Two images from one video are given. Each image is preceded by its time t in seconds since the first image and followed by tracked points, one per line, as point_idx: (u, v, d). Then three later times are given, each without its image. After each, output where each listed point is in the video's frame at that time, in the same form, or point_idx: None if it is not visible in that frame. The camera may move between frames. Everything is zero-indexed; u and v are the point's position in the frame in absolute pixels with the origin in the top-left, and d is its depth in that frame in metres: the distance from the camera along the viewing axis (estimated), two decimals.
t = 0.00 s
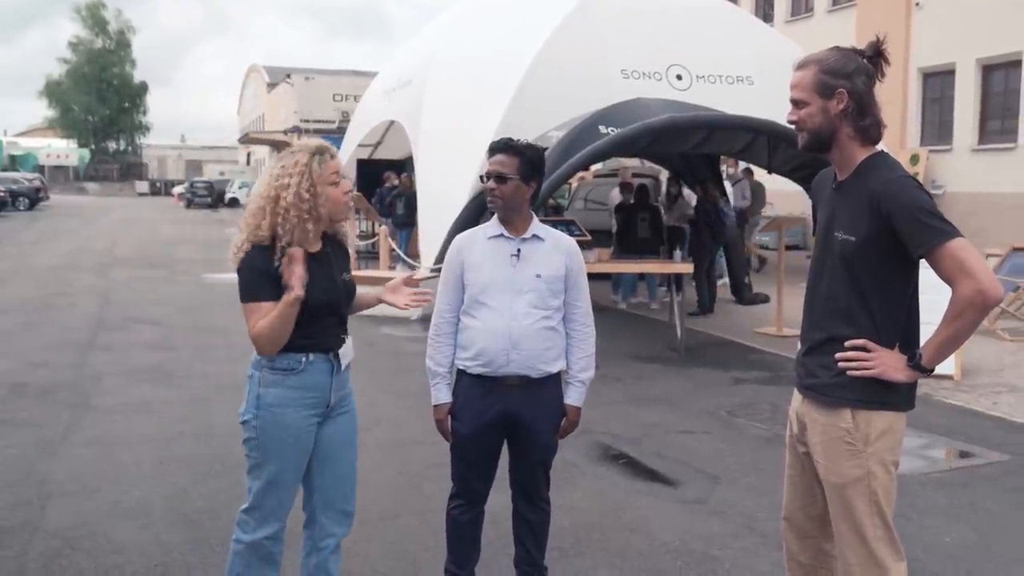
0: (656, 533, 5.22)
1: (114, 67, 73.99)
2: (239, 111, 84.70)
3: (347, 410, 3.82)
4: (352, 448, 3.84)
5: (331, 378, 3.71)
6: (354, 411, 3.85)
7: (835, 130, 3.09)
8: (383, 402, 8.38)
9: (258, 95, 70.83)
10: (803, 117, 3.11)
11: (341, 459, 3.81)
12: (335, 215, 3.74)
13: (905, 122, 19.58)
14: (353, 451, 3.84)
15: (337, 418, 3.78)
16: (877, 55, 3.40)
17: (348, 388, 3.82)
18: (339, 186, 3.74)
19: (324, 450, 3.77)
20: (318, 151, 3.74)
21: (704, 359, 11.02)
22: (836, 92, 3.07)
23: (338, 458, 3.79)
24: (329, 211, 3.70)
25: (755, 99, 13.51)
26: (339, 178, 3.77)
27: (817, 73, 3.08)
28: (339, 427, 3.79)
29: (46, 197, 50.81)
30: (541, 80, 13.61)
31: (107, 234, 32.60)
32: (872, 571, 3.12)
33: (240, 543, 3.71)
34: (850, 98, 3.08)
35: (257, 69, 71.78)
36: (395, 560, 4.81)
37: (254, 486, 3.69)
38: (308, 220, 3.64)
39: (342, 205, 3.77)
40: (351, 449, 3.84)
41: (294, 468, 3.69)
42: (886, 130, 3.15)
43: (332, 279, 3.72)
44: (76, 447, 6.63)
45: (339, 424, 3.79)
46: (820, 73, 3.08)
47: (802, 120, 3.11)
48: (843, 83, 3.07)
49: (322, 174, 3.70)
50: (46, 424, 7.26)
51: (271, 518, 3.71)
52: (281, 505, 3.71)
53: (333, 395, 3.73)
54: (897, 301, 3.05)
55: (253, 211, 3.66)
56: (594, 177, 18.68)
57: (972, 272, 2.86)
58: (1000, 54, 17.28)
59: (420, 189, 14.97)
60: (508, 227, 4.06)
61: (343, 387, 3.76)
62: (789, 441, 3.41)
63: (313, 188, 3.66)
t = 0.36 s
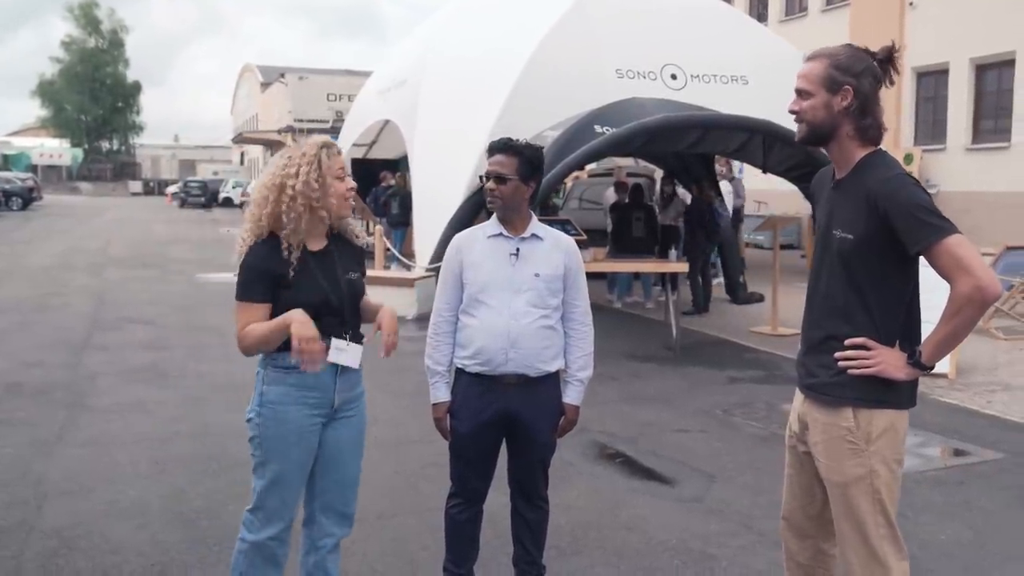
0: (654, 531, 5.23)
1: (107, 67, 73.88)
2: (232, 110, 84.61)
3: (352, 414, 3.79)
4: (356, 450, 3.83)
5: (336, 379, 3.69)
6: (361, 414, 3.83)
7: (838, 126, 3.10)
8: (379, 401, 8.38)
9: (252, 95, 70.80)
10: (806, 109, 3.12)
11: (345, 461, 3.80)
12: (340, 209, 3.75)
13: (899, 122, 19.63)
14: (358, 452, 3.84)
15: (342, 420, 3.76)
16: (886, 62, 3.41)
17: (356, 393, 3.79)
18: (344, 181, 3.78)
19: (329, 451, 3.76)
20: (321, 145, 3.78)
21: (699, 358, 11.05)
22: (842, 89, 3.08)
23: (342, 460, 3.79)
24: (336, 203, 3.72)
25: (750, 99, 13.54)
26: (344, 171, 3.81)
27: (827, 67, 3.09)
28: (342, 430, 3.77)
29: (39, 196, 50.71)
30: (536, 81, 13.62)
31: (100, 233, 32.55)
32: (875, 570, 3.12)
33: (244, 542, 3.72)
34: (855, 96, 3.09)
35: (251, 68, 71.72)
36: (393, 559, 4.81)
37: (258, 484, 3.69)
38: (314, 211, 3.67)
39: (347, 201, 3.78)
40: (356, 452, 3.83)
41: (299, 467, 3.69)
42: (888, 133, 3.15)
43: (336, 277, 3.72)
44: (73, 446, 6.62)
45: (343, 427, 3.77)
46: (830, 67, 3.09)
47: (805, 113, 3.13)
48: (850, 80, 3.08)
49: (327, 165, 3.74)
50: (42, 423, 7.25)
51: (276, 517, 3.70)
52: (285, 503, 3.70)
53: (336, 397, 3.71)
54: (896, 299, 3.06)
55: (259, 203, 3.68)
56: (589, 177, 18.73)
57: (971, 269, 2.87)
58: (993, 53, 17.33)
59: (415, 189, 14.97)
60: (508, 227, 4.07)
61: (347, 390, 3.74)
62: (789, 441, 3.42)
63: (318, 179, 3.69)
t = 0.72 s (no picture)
0: (652, 530, 5.24)
1: (101, 66, 73.76)
2: (227, 109, 84.46)
3: (356, 413, 3.80)
4: (360, 449, 3.84)
5: (338, 378, 3.70)
6: (364, 413, 3.84)
7: (839, 129, 3.11)
8: (376, 401, 8.38)
9: (246, 95, 70.66)
10: (807, 117, 3.13)
11: (348, 461, 3.81)
12: (348, 216, 3.75)
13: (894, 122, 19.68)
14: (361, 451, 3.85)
15: (345, 419, 3.77)
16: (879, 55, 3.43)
17: (359, 392, 3.80)
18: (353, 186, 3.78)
19: (334, 450, 3.77)
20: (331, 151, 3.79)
21: (695, 357, 11.06)
22: (841, 91, 3.09)
23: (345, 459, 3.79)
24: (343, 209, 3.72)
25: (745, 99, 13.56)
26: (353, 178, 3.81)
27: (821, 73, 3.11)
28: (345, 430, 3.78)
29: (33, 195, 50.56)
30: (532, 80, 13.64)
31: (94, 233, 32.48)
32: (875, 570, 3.13)
33: (258, 546, 3.69)
34: (855, 97, 3.09)
35: (245, 67, 71.63)
36: (392, 558, 4.81)
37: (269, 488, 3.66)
38: (322, 218, 3.67)
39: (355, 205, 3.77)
40: (360, 450, 3.84)
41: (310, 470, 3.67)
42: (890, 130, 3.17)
43: (338, 282, 3.72)
44: (69, 446, 6.60)
45: (347, 426, 3.78)
46: (825, 72, 3.10)
47: (806, 120, 3.14)
48: (847, 82, 3.08)
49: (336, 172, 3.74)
50: (39, 423, 7.24)
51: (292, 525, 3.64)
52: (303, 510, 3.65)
53: (341, 397, 3.72)
54: (899, 298, 3.07)
55: (266, 206, 3.67)
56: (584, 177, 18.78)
57: (975, 269, 2.88)
58: (987, 54, 17.39)
59: (412, 190, 14.91)
60: (507, 226, 4.07)
61: (351, 389, 3.74)
62: (789, 442, 3.43)
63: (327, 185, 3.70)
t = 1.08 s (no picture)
0: (649, 529, 5.26)
1: (93, 65, 73.59)
2: (220, 108, 84.29)
3: (340, 417, 3.78)
4: (347, 451, 3.83)
5: (317, 381, 3.69)
6: (349, 417, 3.82)
7: (838, 127, 3.13)
8: (372, 400, 8.39)
9: (239, 94, 70.49)
10: (808, 114, 3.15)
11: (334, 462, 3.80)
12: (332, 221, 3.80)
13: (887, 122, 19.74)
14: (348, 454, 3.84)
15: (329, 422, 3.76)
16: (881, 56, 3.45)
17: (344, 394, 3.79)
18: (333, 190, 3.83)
19: (319, 451, 3.78)
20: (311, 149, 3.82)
21: (691, 357, 11.08)
22: (841, 90, 3.10)
23: (328, 461, 3.79)
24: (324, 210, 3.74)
25: (739, 99, 13.60)
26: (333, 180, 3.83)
27: (823, 71, 3.12)
28: (330, 432, 3.77)
29: (25, 196, 50.36)
30: (526, 81, 13.66)
31: (87, 233, 32.39)
32: (878, 568, 3.15)
33: (223, 539, 3.74)
34: (855, 96, 3.11)
35: (238, 67, 71.54)
36: (390, 558, 4.81)
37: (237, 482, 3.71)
38: (304, 217, 3.67)
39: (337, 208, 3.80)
40: (346, 453, 3.83)
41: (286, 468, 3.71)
42: (889, 131, 3.18)
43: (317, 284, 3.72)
44: (65, 446, 6.59)
45: (331, 429, 3.77)
46: (827, 70, 3.11)
47: (805, 117, 3.16)
48: (848, 81, 3.10)
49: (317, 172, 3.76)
50: (34, 423, 7.22)
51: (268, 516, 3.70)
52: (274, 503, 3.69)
53: (320, 400, 3.70)
54: (898, 298, 3.09)
55: (246, 206, 3.64)
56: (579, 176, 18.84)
57: (974, 268, 2.90)
58: (980, 54, 17.45)
59: (406, 190, 14.91)
60: (505, 226, 4.08)
61: (332, 394, 3.73)
62: (791, 440, 3.45)
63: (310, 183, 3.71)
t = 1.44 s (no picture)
0: (648, 528, 5.27)
1: (86, 64, 73.45)
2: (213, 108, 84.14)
3: (287, 419, 3.68)
4: (302, 454, 3.73)
5: (256, 383, 3.60)
6: (300, 419, 3.71)
7: (837, 129, 3.14)
8: (369, 400, 8.39)
9: (232, 94, 70.40)
10: (808, 115, 3.16)
11: (287, 466, 3.71)
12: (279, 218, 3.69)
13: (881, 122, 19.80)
14: (304, 458, 3.74)
15: (276, 424, 3.67)
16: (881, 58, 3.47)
17: (291, 397, 3.68)
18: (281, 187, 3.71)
19: (270, 455, 3.70)
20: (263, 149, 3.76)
21: (687, 356, 11.11)
22: (842, 91, 3.12)
23: (283, 465, 3.71)
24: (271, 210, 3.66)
25: (734, 99, 13.65)
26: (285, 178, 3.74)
27: (825, 72, 3.14)
28: (280, 435, 3.69)
29: (18, 196, 50.19)
30: (522, 80, 13.67)
31: (80, 232, 32.32)
32: (879, 566, 3.16)
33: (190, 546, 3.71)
34: (855, 98, 3.13)
35: (231, 66, 71.49)
36: (390, 558, 4.82)
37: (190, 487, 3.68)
38: (242, 217, 3.60)
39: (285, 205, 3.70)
40: (302, 457, 3.73)
41: (237, 472, 3.65)
42: (888, 132, 3.20)
43: (258, 286, 3.64)
44: (62, 446, 6.58)
45: (280, 431, 3.68)
46: (828, 72, 3.13)
47: (805, 118, 3.17)
48: (849, 83, 3.12)
49: (263, 172, 3.69)
50: (31, 424, 7.20)
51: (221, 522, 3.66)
52: (223, 508, 3.65)
53: (260, 403, 3.62)
54: (897, 298, 3.11)
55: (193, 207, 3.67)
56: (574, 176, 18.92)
57: (972, 269, 2.91)
58: (973, 54, 17.52)
59: (401, 189, 14.93)
60: (505, 227, 4.10)
61: (272, 396, 3.63)
62: (791, 438, 3.47)
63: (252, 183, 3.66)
